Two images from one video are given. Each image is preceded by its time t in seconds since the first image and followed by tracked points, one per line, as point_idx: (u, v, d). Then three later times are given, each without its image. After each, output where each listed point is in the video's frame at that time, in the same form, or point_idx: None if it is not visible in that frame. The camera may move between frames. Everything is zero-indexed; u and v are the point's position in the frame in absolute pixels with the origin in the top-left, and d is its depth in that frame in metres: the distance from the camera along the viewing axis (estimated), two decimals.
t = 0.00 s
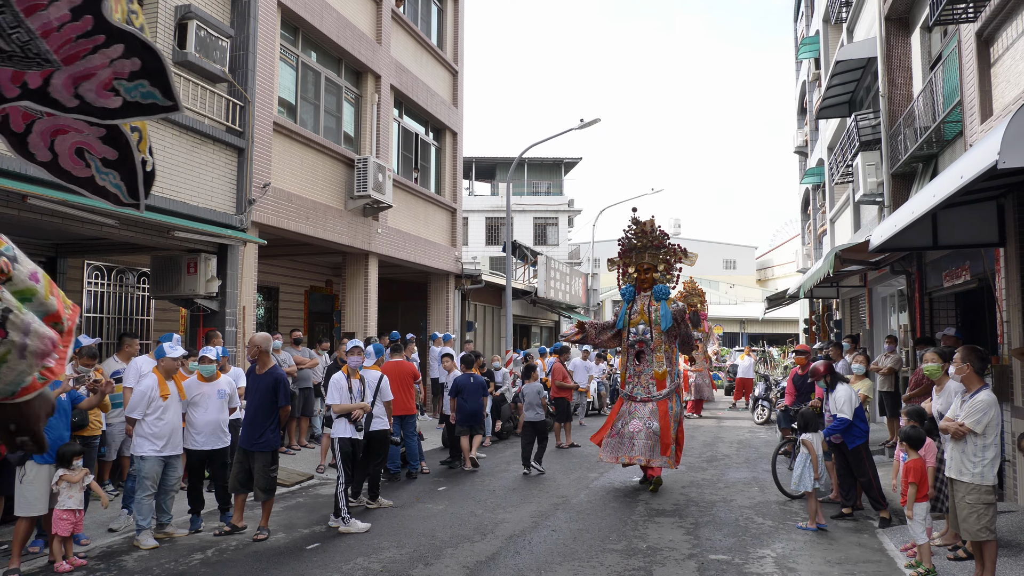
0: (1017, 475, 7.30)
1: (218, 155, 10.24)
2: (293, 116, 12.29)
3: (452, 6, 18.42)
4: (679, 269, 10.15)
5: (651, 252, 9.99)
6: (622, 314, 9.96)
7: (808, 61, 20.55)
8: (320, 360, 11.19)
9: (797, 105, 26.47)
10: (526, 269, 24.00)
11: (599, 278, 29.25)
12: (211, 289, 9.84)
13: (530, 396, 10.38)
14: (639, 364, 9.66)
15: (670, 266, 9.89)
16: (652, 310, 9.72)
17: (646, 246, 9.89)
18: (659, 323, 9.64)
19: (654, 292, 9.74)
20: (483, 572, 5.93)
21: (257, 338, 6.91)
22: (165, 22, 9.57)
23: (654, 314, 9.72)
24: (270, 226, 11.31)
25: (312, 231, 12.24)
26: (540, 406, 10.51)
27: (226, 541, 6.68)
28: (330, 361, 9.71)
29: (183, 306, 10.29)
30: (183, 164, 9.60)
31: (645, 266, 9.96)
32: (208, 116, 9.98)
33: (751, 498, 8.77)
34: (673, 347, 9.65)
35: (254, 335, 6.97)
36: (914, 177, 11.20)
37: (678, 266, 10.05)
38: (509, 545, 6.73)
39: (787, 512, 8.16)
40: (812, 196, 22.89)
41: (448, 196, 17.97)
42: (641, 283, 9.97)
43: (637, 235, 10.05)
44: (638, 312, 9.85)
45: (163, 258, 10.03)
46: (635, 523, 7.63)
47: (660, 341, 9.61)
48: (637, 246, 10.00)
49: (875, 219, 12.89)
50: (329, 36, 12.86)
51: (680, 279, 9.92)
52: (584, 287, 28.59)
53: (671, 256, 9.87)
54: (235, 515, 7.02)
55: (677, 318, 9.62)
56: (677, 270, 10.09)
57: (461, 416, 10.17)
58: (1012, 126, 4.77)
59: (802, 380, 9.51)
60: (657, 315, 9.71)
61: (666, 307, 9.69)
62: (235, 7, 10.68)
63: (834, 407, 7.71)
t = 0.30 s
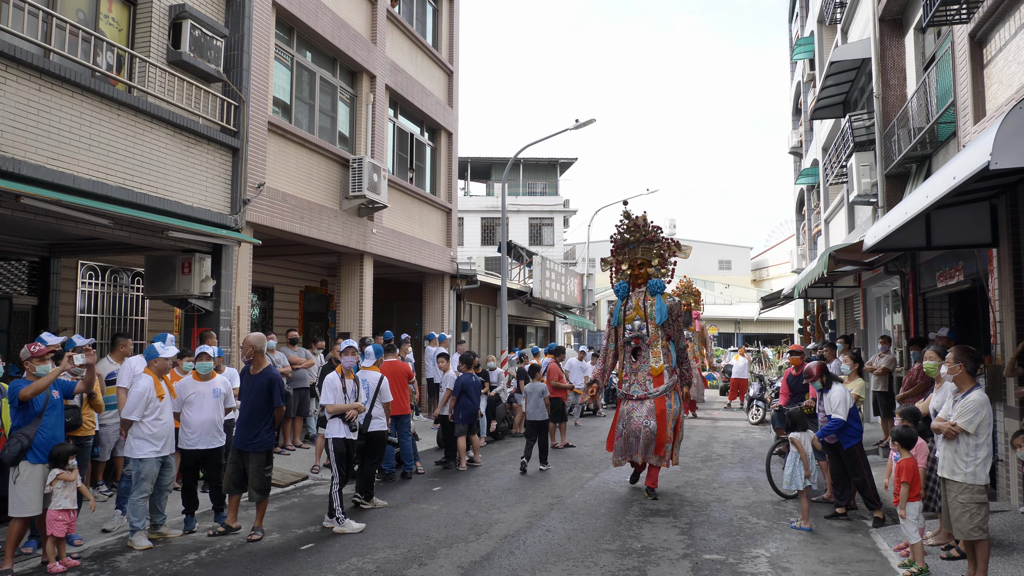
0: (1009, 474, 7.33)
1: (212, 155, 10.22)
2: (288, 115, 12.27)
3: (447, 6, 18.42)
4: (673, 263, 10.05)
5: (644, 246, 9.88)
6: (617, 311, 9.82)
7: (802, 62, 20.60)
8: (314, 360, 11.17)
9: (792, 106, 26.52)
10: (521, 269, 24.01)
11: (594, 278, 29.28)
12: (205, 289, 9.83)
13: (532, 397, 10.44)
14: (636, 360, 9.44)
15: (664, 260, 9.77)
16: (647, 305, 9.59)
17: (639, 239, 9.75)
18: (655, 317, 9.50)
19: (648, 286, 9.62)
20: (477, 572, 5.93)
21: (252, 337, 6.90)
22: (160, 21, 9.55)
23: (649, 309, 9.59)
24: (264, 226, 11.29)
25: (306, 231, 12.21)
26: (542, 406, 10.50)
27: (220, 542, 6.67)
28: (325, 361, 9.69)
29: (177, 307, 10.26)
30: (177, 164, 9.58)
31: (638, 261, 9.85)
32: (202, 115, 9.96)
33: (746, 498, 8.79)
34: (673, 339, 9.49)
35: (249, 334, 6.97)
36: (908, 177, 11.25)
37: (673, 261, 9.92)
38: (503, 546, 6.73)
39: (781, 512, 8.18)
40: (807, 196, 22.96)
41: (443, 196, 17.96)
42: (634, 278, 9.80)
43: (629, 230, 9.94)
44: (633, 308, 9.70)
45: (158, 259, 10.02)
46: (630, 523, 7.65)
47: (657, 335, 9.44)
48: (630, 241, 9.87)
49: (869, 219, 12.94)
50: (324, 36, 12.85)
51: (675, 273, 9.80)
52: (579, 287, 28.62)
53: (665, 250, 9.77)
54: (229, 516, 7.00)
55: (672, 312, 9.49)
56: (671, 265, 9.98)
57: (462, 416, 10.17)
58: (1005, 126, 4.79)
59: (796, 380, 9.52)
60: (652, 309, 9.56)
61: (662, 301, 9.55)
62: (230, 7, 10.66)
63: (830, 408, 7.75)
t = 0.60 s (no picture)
0: (1003, 474, 7.37)
1: (208, 154, 10.20)
2: (283, 115, 12.25)
3: (443, 6, 18.42)
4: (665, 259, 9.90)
5: (639, 241, 9.66)
6: (615, 307, 9.64)
7: (797, 62, 20.66)
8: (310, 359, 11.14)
9: (787, 107, 26.57)
10: (517, 269, 24.01)
11: (590, 278, 29.32)
12: (200, 289, 9.82)
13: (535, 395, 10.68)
14: (639, 359, 9.30)
15: (660, 255, 9.58)
16: (648, 302, 9.47)
17: (638, 234, 9.56)
18: (658, 315, 9.41)
19: (648, 283, 9.45)
20: (473, 572, 5.93)
21: (248, 337, 6.89)
22: (155, 21, 9.54)
23: (651, 306, 9.47)
24: (260, 226, 11.26)
25: (302, 230, 12.19)
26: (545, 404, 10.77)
27: (215, 542, 6.67)
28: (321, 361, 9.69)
29: (172, 306, 10.25)
30: (171, 164, 9.55)
31: (633, 256, 9.60)
32: (198, 115, 9.94)
33: (741, 498, 8.81)
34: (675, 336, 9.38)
35: (245, 334, 6.96)
36: (902, 178, 11.29)
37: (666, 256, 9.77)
38: (499, 546, 6.72)
39: (776, 511, 8.19)
40: (801, 196, 23.03)
41: (439, 196, 17.95)
42: (631, 274, 9.63)
43: (623, 225, 9.68)
44: (633, 304, 9.57)
45: (152, 259, 9.99)
46: (625, 523, 7.66)
47: (661, 333, 9.36)
48: (626, 235, 9.68)
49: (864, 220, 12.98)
50: (319, 35, 12.82)
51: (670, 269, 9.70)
52: (575, 287, 28.66)
53: (661, 245, 9.59)
54: (223, 516, 6.99)
55: (675, 310, 9.43)
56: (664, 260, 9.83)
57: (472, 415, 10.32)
58: (998, 127, 4.81)
59: (791, 380, 9.55)
60: (654, 306, 9.46)
61: (663, 298, 9.47)
62: (225, 7, 10.64)
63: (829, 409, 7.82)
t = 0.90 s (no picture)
0: (997, 473, 7.40)
1: (203, 153, 10.18)
2: (279, 114, 12.22)
3: (439, 6, 18.42)
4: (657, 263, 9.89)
5: (633, 244, 9.64)
6: (611, 313, 9.45)
7: (793, 63, 20.71)
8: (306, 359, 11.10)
9: (784, 107, 26.62)
10: (513, 268, 24.02)
11: (587, 278, 29.36)
12: (196, 288, 9.78)
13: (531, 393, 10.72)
14: (638, 365, 9.18)
15: (656, 259, 9.60)
16: (648, 307, 9.41)
17: (636, 237, 9.54)
18: (656, 321, 9.41)
19: (646, 287, 9.43)
20: (469, 572, 5.92)
21: (243, 336, 6.88)
22: (151, 20, 9.51)
23: (650, 312, 9.43)
24: (255, 225, 11.24)
25: (297, 230, 12.17)
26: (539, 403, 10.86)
27: (211, 542, 6.65)
28: (317, 361, 9.67)
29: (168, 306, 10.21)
30: (167, 163, 9.52)
31: (630, 258, 9.59)
32: (193, 114, 9.91)
33: (737, 497, 8.83)
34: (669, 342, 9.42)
35: (240, 333, 6.94)
36: (898, 179, 11.33)
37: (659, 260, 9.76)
38: (495, 545, 6.72)
39: (771, 511, 8.21)
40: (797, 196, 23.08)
41: (435, 196, 17.93)
42: (627, 276, 9.56)
43: (619, 227, 9.64)
44: (631, 310, 9.45)
45: (148, 258, 9.96)
46: (621, 522, 7.66)
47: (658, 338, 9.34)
48: (624, 237, 9.63)
49: (860, 220, 13.01)
50: (315, 34, 12.80)
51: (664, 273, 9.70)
52: (571, 287, 28.68)
53: (656, 248, 9.61)
54: (219, 515, 6.98)
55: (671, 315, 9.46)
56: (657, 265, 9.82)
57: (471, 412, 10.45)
58: (995, 127, 4.83)
59: (787, 379, 9.58)
60: (653, 311, 9.42)
61: (661, 303, 9.48)
62: (221, 5, 10.61)
63: (828, 406, 7.80)
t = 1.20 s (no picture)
0: (994, 469, 7.42)
1: (200, 149, 10.15)
2: (276, 109, 12.19)
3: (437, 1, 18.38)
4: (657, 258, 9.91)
5: (631, 235, 9.65)
6: (605, 303, 9.30)
7: (791, 60, 20.72)
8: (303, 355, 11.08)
9: (782, 103, 26.62)
10: (510, 265, 24.01)
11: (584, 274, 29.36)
12: (193, 284, 9.74)
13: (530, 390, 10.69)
14: (626, 359, 9.01)
15: (653, 252, 9.61)
16: (642, 299, 9.36)
17: (633, 227, 9.55)
18: (649, 314, 9.32)
19: (641, 279, 9.39)
20: (467, 568, 5.92)
21: (241, 333, 6.86)
22: (147, 14, 9.47)
23: (643, 304, 9.37)
24: (252, 221, 11.21)
25: (295, 226, 12.14)
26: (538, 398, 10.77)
27: (210, 538, 6.64)
28: (315, 356, 9.65)
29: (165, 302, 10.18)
30: (163, 159, 9.49)
31: (626, 249, 9.56)
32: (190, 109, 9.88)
33: (734, 493, 8.85)
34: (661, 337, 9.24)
35: (237, 329, 6.92)
36: (895, 175, 11.34)
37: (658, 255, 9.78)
38: (493, 541, 6.72)
39: (769, 507, 8.23)
40: (794, 193, 23.12)
41: (432, 192, 17.90)
42: (622, 266, 9.51)
43: (616, 217, 9.65)
44: (623, 301, 9.33)
45: (145, 254, 9.93)
46: (619, 518, 7.68)
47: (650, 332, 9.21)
48: (621, 226, 9.62)
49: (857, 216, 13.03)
50: (312, 30, 12.77)
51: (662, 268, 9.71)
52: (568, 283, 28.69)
53: (654, 241, 9.63)
54: (218, 512, 6.96)
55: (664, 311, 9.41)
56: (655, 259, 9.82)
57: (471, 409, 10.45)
58: (995, 123, 4.83)
59: (785, 376, 9.59)
60: (647, 305, 9.38)
61: (655, 296, 9.44)
62: None
63: (830, 402, 7.77)
